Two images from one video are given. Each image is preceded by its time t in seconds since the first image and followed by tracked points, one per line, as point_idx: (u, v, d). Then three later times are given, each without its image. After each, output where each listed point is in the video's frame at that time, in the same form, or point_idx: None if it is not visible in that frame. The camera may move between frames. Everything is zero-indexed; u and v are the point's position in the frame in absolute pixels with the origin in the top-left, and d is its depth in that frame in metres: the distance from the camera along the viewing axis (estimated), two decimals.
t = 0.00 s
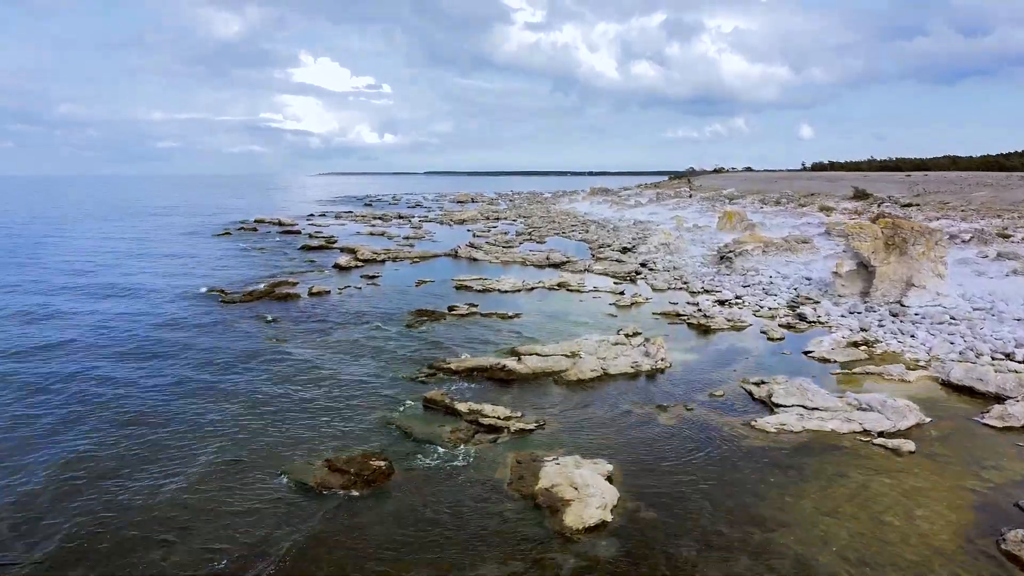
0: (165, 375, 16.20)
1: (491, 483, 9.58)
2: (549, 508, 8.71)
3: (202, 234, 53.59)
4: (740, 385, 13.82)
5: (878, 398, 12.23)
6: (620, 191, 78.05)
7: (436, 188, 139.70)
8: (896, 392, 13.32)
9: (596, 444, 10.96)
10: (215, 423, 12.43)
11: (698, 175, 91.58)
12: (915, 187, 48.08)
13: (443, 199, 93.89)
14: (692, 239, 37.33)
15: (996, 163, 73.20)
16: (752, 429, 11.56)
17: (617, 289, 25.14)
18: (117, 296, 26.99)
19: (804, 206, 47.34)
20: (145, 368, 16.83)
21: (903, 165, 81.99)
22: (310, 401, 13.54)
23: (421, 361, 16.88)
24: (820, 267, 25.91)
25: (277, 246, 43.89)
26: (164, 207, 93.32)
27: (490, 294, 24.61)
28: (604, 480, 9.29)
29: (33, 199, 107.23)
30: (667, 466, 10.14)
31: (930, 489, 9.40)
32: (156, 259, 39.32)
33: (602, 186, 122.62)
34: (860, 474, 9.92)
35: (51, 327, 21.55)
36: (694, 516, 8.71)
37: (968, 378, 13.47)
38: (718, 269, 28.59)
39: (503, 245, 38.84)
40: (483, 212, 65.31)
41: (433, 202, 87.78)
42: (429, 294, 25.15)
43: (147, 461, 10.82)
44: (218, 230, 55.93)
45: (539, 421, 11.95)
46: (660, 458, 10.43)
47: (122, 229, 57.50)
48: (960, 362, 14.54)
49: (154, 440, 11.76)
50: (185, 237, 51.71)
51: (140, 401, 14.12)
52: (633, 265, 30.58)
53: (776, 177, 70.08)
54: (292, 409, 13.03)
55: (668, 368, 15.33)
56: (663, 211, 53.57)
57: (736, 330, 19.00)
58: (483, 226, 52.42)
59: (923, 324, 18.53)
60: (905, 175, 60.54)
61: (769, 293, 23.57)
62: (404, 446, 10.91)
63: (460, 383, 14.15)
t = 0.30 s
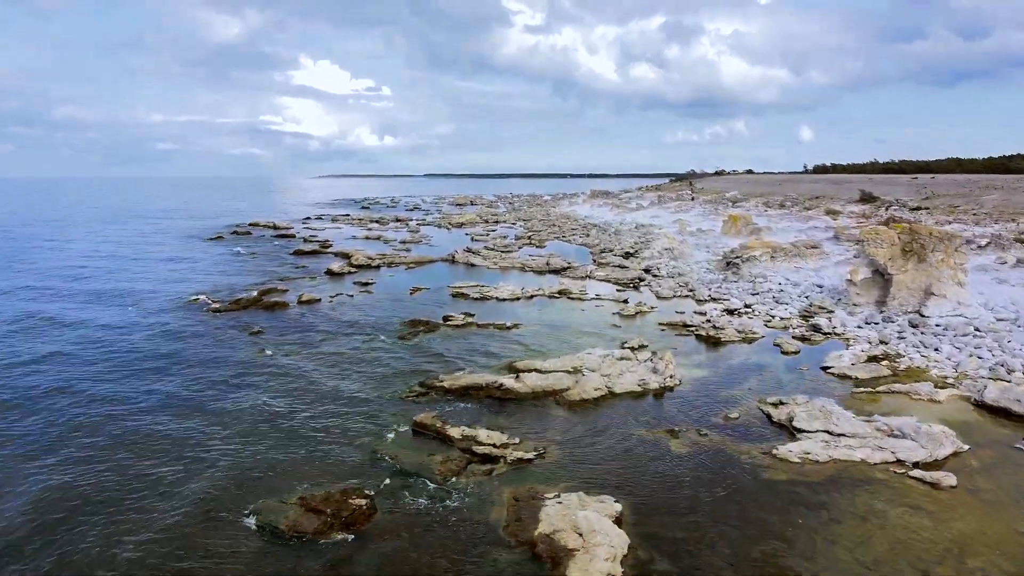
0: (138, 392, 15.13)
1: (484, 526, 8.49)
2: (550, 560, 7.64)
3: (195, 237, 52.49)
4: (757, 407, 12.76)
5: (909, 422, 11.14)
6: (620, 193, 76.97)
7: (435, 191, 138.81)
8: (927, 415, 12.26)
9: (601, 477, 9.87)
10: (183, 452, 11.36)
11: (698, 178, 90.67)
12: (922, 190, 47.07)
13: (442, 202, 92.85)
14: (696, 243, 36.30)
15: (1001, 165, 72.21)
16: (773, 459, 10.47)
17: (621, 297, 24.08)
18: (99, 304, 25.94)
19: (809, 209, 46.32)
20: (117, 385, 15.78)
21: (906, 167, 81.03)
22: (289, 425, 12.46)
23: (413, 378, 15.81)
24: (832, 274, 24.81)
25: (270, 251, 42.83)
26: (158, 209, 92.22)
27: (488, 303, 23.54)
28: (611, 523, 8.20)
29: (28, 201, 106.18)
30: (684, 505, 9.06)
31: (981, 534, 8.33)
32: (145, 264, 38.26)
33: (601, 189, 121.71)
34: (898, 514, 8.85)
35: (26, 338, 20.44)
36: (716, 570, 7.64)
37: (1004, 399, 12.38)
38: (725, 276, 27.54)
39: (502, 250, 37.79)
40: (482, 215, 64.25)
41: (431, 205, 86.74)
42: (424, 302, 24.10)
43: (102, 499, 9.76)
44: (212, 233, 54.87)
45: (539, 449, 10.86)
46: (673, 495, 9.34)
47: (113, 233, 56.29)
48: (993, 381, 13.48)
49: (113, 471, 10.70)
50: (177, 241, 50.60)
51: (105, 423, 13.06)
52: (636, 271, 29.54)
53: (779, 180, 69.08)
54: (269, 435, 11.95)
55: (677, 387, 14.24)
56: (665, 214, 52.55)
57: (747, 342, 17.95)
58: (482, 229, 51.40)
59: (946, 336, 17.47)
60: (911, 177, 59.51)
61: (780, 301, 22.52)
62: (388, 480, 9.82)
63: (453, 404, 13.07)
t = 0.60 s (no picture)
0: (104, 412, 14.01)
1: None
2: None
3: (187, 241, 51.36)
4: (778, 433, 11.63)
5: (951, 455, 10.00)
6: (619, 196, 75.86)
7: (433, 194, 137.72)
8: (966, 444, 11.13)
9: (609, 522, 8.73)
10: (144, 488, 10.22)
11: (699, 180, 89.67)
12: (930, 193, 46.00)
13: (439, 205, 91.81)
14: (700, 248, 35.21)
15: (1007, 167, 71.16)
16: (802, 498, 9.31)
17: (625, 306, 22.95)
18: (78, 313, 24.78)
19: (815, 213, 45.25)
20: (83, 404, 14.64)
21: (909, 169, 80.01)
22: (263, 454, 11.30)
23: (404, 397, 14.69)
24: (846, 282, 23.68)
25: (263, 256, 41.72)
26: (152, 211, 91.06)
27: (485, 312, 22.43)
28: None
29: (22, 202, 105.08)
30: (703, 557, 7.95)
31: None
32: (131, 269, 37.12)
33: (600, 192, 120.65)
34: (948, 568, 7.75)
35: None
36: None
37: None
38: (733, 283, 26.43)
39: (501, 255, 36.68)
40: (480, 218, 63.11)
41: (429, 207, 85.66)
42: (418, 311, 22.97)
43: (46, 548, 8.65)
44: (204, 237, 53.70)
45: (538, 484, 9.74)
46: (693, 546, 8.19)
47: (103, 235, 55.11)
48: None
49: (64, 512, 9.58)
50: (169, 244, 49.46)
51: (62, 450, 11.93)
52: (639, 278, 28.44)
53: (782, 183, 68.03)
54: (238, 468, 10.79)
55: (689, 409, 13.07)
56: (667, 218, 51.50)
57: (761, 357, 16.81)
58: (480, 233, 50.30)
59: (974, 351, 16.35)
60: (917, 180, 58.48)
61: (793, 311, 21.40)
62: (368, 526, 8.69)
63: (444, 429, 11.93)
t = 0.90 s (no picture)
0: (69, 435, 12.97)
1: None
2: None
3: (181, 245, 50.38)
4: (803, 463, 10.57)
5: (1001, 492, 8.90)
6: (621, 199, 74.85)
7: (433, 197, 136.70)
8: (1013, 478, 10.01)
9: None
10: (102, 528, 9.21)
11: (702, 183, 88.65)
12: (939, 196, 44.94)
13: (439, 208, 90.87)
14: (706, 254, 34.14)
15: (1014, 170, 70.09)
16: (837, 545, 8.24)
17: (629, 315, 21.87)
18: (57, 322, 23.74)
19: (822, 217, 44.19)
20: (51, 424, 13.65)
21: (913, 172, 78.97)
22: (236, 487, 10.27)
23: (393, 417, 13.63)
24: (860, 290, 22.57)
25: (257, 261, 40.69)
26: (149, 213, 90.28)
27: (482, 323, 21.38)
28: None
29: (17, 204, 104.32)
30: None
31: None
32: (119, 274, 36.07)
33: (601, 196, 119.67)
34: None
35: None
36: None
37: None
38: (742, 291, 25.34)
39: (500, 260, 35.61)
40: (478, 222, 62.06)
41: (428, 210, 84.69)
42: (413, 321, 21.92)
43: None
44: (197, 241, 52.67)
45: (540, 527, 8.68)
46: None
47: (96, 239, 54.14)
48: None
49: (9, 558, 8.57)
50: (162, 248, 48.48)
51: (21, 480, 10.94)
52: (643, 285, 27.36)
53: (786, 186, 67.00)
54: (206, 505, 9.73)
55: (703, 433, 11.98)
56: (670, 221, 50.48)
57: (776, 373, 15.73)
58: (479, 238, 49.26)
59: (1004, 366, 15.23)
60: (924, 183, 57.42)
61: (806, 321, 20.31)
62: None
63: (434, 459, 10.86)
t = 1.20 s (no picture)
0: (24, 466, 11.82)
1: None
2: None
3: (173, 249, 49.25)
4: (836, 502, 9.43)
5: None
6: (621, 202, 73.77)
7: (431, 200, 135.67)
8: None
9: None
10: None
11: (703, 186, 87.64)
12: (949, 199, 43.89)
13: (437, 211, 89.87)
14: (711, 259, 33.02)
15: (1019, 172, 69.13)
16: None
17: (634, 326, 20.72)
18: (32, 333, 22.59)
19: (829, 220, 43.12)
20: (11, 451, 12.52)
21: (917, 174, 78.02)
22: (202, 532, 9.13)
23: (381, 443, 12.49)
24: (876, 299, 21.44)
25: (249, 266, 39.55)
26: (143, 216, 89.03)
27: (480, 335, 20.24)
28: None
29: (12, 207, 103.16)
30: None
31: None
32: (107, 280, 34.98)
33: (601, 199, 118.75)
34: None
35: None
36: None
37: None
38: (751, 299, 24.21)
39: (498, 266, 34.49)
40: (476, 225, 60.94)
41: (426, 213, 83.62)
42: (406, 333, 20.78)
43: None
44: (190, 245, 51.52)
45: None
46: None
47: (87, 243, 52.98)
48: None
49: None
50: (153, 253, 47.34)
51: None
52: (648, 293, 26.23)
53: (789, 189, 65.98)
54: (163, 557, 8.59)
55: (720, 465, 10.80)
56: (673, 225, 49.41)
57: (795, 392, 14.57)
58: (478, 242, 48.15)
59: None
60: (930, 186, 56.41)
61: (822, 334, 19.16)
62: None
63: (423, 497, 9.71)
